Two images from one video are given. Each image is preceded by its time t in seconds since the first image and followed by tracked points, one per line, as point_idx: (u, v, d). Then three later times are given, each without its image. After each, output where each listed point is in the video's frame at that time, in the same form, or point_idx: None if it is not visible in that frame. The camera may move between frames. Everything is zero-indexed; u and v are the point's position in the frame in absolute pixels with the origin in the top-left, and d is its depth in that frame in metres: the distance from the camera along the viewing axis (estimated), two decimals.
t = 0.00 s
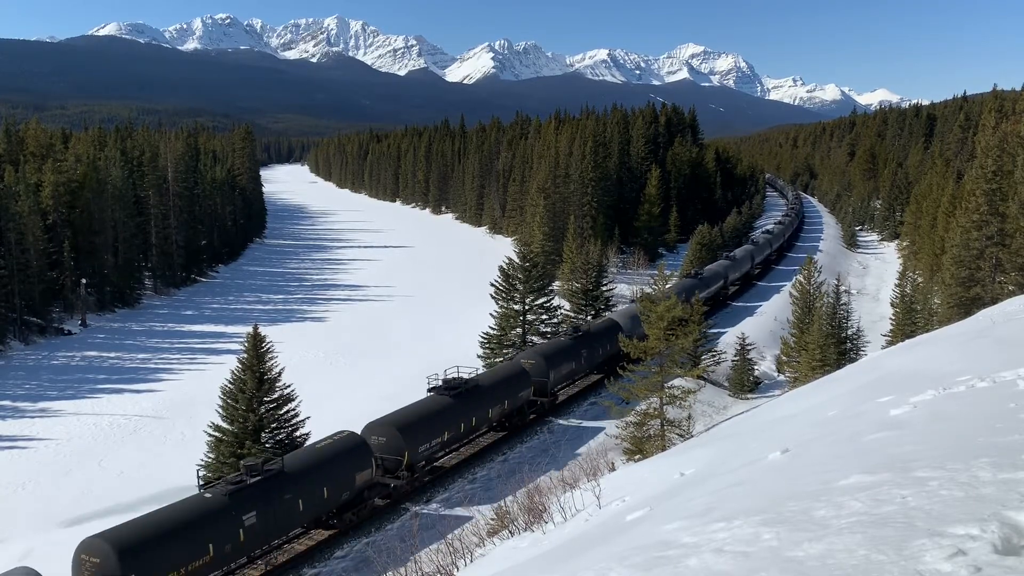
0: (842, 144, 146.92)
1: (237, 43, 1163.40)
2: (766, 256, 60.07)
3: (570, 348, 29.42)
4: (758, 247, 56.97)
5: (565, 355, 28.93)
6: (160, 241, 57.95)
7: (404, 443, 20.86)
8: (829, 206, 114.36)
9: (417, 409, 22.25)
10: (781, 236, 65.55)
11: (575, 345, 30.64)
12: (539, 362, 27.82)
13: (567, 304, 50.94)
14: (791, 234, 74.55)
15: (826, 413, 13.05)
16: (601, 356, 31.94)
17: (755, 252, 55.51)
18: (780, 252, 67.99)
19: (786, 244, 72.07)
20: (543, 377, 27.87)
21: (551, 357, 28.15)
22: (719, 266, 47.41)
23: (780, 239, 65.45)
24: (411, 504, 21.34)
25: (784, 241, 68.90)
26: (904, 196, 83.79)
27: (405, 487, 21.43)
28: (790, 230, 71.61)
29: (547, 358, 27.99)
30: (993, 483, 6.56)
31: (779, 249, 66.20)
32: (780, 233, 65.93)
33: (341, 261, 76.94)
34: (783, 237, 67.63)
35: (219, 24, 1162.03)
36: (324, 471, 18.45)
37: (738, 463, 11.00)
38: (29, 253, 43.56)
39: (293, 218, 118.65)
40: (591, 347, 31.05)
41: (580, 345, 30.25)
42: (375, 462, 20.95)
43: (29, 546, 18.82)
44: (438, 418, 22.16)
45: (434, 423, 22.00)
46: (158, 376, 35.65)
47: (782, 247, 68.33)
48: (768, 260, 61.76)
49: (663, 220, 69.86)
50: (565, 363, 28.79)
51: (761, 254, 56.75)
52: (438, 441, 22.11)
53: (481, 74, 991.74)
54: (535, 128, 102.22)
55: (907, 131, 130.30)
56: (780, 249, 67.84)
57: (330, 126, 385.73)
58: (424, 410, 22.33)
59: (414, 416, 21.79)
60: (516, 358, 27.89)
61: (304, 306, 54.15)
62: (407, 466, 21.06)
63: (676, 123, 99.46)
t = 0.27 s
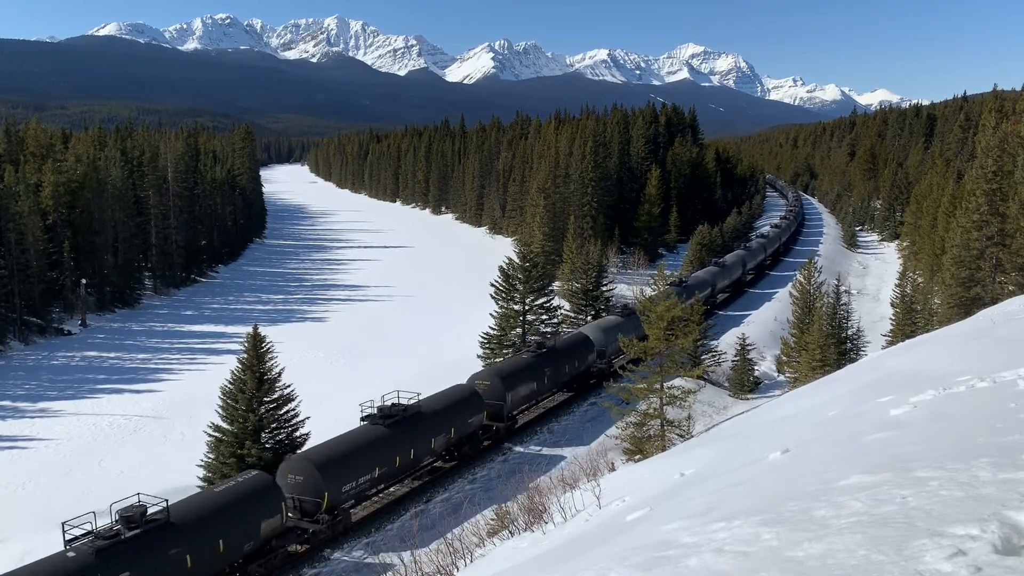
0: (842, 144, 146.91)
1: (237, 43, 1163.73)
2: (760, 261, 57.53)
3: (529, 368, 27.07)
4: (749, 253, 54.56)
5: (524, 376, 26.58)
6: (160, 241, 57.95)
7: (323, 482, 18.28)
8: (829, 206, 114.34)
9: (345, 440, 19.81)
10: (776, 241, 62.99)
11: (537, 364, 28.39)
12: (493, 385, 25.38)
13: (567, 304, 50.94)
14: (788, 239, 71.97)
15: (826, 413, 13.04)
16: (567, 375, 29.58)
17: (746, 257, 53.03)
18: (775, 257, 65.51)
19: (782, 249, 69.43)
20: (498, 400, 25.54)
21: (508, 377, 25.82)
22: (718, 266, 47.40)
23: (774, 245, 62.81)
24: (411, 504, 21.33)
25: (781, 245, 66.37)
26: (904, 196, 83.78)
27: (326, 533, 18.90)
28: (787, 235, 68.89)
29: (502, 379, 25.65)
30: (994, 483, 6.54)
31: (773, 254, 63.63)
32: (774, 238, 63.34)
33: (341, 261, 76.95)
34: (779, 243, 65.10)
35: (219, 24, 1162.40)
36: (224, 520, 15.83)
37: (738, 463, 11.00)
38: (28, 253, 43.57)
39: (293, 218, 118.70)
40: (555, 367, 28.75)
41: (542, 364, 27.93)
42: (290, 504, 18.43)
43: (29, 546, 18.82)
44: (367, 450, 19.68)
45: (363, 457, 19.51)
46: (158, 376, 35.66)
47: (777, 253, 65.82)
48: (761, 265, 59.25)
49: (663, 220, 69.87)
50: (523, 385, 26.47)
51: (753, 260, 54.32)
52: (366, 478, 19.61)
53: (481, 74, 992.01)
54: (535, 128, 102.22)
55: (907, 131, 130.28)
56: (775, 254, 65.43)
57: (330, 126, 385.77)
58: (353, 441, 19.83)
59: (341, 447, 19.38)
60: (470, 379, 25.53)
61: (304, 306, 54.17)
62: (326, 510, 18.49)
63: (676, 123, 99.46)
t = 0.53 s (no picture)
0: (842, 144, 146.91)
1: (237, 43, 1163.72)
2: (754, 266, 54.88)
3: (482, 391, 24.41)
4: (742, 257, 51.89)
5: (475, 401, 23.89)
6: (160, 241, 57.98)
7: (219, 534, 15.76)
8: (829, 206, 114.36)
9: (240, 485, 16.98)
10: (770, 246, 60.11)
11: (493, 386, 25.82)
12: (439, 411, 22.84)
13: (567, 304, 50.96)
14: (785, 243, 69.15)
15: (826, 413, 13.06)
16: (527, 397, 26.89)
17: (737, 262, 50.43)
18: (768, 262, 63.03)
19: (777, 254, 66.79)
20: (443, 428, 22.90)
21: (456, 403, 23.16)
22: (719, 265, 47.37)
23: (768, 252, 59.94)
24: (411, 504, 21.33)
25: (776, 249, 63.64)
26: (904, 196, 83.78)
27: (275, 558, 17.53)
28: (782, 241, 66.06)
29: (449, 404, 22.97)
30: (994, 483, 6.56)
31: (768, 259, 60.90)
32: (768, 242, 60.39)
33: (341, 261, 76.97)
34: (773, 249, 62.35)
35: (219, 24, 1162.48)
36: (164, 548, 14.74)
37: (738, 463, 11.01)
38: (29, 254, 43.59)
39: (293, 218, 118.73)
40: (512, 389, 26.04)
41: (499, 386, 25.29)
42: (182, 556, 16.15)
43: (30, 546, 18.85)
44: (266, 498, 16.81)
45: (261, 506, 16.68)
46: (158, 376, 35.67)
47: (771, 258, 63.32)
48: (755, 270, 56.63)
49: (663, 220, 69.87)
50: (474, 410, 23.76)
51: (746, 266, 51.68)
52: (274, 525, 16.92)
53: (481, 74, 991.80)
54: (535, 128, 102.26)
55: (907, 131, 130.31)
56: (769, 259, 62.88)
57: (330, 126, 385.72)
58: (253, 486, 17.09)
59: (234, 495, 16.56)
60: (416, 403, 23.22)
61: (304, 306, 54.18)
62: (222, 565, 16.00)
63: (676, 123, 99.47)
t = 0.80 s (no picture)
0: (842, 144, 146.93)
1: (237, 43, 1163.76)
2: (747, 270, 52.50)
3: (423, 418, 22.01)
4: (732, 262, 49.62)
5: (414, 429, 21.42)
6: (160, 241, 57.97)
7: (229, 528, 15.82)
8: (829, 206, 114.39)
9: (168, 517, 15.13)
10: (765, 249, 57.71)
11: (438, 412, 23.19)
12: (370, 443, 20.34)
13: (567, 304, 50.98)
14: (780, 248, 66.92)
15: (826, 413, 13.06)
16: (479, 424, 24.39)
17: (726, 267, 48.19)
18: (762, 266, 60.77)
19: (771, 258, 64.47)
20: (375, 462, 20.47)
21: (391, 432, 20.71)
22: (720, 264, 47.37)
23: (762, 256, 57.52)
24: (411, 504, 21.34)
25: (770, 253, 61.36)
26: (904, 196, 83.81)
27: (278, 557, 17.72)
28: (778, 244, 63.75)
29: (382, 435, 20.47)
30: (993, 483, 6.56)
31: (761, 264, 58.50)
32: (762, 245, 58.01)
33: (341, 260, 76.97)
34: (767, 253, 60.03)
35: (219, 24, 1162.58)
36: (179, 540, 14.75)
37: (738, 463, 11.02)
38: (29, 254, 43.58)
39: (292, 218, 118.69)
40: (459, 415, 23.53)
41: (444, 412, 22.89)
42: None
43: (30, 546, 18.84)
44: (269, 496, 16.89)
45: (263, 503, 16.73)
46: (158, 376, 35.66)
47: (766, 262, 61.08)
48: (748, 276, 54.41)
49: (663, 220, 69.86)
50: (412, 440, 21.24)
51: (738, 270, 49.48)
52: None
53: (481, 74, 991.80)
54: (535, 128, 102.28)
55: (907, 131, 130.33)
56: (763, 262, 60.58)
57: (330, 126, 385.73)
58: (185, 516, 15.31)
59: (163, 526, 14.72)
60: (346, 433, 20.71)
61: (304, 306, 54.18)
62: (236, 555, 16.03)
63: (676, 123, 99.48)
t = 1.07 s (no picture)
0: (842, 144, 146.90)
1: (237, 44, 1163.81)
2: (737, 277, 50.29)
3: (353, 452, 19.52)
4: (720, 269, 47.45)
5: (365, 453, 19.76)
6: (160, 241, 57.98)
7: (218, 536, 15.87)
8: (829, 206, 114.36)
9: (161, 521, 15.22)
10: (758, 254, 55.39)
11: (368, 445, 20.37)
12: (283, 484, 17.55)
13: (567, 304, 50.98)
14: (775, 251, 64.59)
15: (826, 413, 13.06)
16: (418, 457, 21.84)
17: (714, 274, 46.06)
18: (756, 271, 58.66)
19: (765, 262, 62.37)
20: (288, 507, 17.71)
21: (307, 472, 17.97)
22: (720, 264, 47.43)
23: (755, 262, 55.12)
24: (411, 504, 21.35)
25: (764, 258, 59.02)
26: (904, 196, 83.80)
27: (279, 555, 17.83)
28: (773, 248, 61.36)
29: (297, 475, 17.72)
30: (993, 483, 6.56)
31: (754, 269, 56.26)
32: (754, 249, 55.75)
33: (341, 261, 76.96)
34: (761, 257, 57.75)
35: (219, 24, 1162.68)
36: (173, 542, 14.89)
37: (738, 463, 11.02)
38: (29, 254, 43.59)
39: (293, 218, 118.71)
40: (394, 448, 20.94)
41: (375, 444, 20.28)
42: None
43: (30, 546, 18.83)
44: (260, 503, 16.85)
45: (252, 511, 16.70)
46: (158, 376, 35.66)
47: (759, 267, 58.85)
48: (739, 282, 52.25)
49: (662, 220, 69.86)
50: (333, 481, 18.52)
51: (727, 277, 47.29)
52: None
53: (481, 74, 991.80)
54: (535, 128, 102.29)
55: (907, 131, 130.31)
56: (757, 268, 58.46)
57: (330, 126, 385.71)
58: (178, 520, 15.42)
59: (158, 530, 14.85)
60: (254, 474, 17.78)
61: (304, 306, 54.19)
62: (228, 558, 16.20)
63: (676, 123, 99.48)
